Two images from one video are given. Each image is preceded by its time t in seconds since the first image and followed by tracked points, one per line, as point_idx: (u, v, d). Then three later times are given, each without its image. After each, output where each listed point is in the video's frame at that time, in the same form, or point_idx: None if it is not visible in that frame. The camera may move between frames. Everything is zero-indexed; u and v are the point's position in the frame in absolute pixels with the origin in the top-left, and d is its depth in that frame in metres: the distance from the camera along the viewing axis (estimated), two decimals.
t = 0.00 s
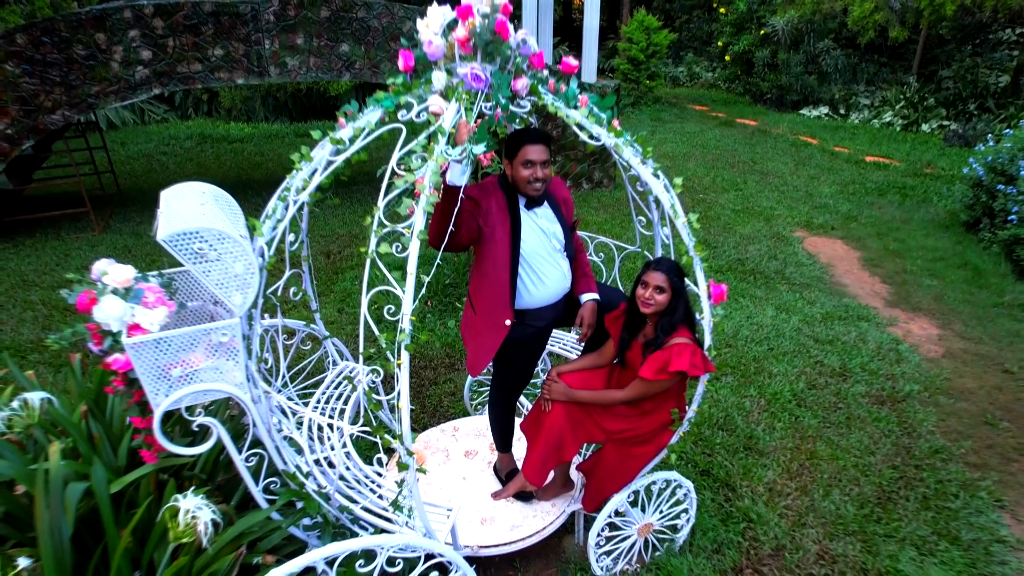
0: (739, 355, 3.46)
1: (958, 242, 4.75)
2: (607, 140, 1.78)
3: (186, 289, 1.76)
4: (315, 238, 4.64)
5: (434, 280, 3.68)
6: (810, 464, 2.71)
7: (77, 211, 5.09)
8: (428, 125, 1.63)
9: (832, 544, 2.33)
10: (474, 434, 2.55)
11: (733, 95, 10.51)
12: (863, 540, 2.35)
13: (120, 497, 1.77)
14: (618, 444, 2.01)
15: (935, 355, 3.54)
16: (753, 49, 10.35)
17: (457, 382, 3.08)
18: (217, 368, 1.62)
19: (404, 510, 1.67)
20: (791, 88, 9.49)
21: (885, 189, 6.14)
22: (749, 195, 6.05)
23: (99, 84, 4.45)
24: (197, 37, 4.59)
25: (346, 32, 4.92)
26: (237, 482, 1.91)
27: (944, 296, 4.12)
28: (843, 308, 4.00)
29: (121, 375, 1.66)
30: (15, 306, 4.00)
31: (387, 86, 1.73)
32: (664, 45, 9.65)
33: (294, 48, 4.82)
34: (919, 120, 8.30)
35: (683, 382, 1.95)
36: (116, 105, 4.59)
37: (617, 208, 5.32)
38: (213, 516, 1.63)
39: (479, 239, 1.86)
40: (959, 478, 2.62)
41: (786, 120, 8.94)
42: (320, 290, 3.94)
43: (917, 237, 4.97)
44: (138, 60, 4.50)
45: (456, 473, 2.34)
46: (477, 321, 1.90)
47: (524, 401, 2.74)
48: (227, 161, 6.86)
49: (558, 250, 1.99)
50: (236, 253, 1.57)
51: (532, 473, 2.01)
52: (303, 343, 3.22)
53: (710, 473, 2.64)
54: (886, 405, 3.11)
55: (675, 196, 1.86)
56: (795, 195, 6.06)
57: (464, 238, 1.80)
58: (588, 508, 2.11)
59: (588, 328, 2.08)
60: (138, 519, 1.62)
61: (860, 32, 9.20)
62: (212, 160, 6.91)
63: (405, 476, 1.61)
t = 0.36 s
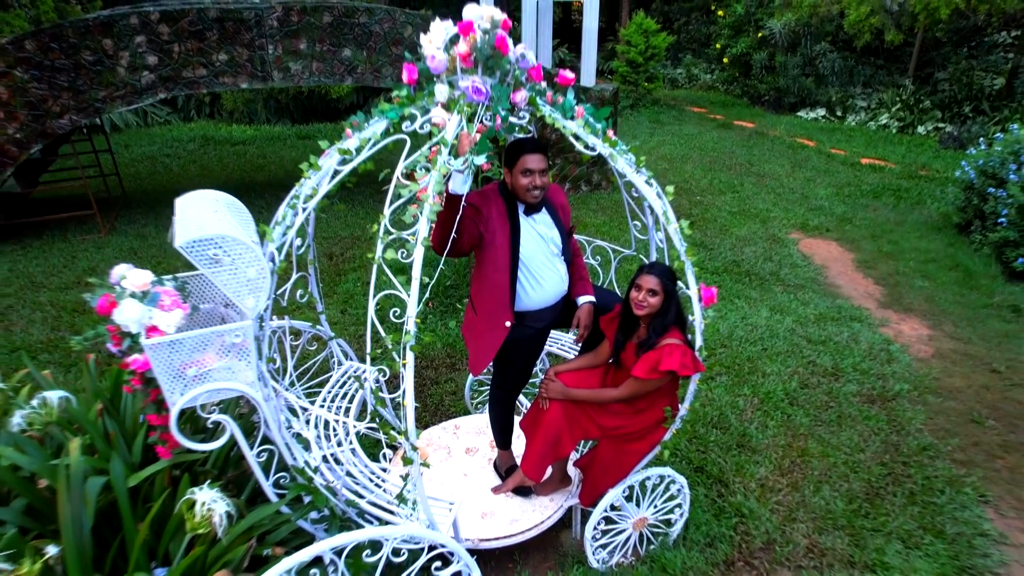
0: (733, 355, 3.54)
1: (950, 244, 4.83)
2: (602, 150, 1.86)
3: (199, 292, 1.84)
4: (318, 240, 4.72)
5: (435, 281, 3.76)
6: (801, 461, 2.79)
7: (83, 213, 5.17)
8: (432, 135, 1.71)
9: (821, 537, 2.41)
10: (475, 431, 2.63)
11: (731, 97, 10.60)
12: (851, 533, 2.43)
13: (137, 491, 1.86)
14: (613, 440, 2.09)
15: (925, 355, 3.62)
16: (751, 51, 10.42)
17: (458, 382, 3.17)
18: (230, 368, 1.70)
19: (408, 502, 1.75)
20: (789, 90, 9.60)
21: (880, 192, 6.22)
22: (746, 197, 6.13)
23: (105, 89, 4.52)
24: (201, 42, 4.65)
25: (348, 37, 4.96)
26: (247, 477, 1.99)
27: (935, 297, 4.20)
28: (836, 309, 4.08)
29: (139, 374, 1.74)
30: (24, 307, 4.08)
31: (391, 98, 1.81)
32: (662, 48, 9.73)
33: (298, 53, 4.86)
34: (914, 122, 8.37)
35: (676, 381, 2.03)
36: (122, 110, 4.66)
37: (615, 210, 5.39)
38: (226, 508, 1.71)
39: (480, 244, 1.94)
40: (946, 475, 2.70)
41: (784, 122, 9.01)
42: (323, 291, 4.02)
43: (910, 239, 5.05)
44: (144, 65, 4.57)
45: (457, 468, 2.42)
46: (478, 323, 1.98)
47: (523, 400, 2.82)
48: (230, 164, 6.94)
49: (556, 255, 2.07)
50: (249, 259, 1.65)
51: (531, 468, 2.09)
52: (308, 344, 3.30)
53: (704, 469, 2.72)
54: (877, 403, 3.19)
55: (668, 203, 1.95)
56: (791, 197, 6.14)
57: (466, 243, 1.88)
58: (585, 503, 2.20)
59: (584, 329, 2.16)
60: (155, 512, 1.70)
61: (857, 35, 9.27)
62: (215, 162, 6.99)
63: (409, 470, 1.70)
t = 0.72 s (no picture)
0: (727, 352, 3.64)
1: (941, 243, 4.92)
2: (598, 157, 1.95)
3: (215, 291, 1.94)
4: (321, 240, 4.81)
5: (436, 280, 3.86)
6: (790, 454, 2.89)
7: (90, 213, 5.27)
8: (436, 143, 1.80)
9: (808, 526, 2.51)
10: (476, 425, 2.73)
11: (729, 97, 10.69)
12: (837, 523, 2.53)
13: (156, 480, 1.96)
14: (608, 433, 2.18)
15: (914, 352, 3.72)
16: (749, 51, 10.50)
17: (459, 377, 3.26)
18: (245, 364, 1.79)
19: (413, 491, 1.85)
20: (786, 90, 9.68)
21: (875, 191, 6.32)
22: (742, 197, 6.22)
23: (113, 92, 4.61)
24: (206, 46, 4.73)
25: (351, 40, 5.04)
26: (259, 468, 2.09)
27: (926, 295, 4.30)
28: (828, 307, 4.18)
29: (158, 369, 1.83)
30: (35, 306, 4.18)
31: (397, 108, 1.91)
32: (661, 48, 9.81)
33: (301, 56, 4.95)
34: (910, 123, 8.45)
35: (668, 376, 2.12)
36: (129, 112, 4.75)
37: (613, 209, 5.49)
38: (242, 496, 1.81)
39: (480, 246, 2.04)
40: (929, 467, 2.81)
41: (781, 122, 9.10)
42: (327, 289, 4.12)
43: (902, 238, 5.14)
44: (150, 68, 4.66)
45: (459, 460, 2.52)
46: (479, 321, 2.07)
47: (522, 395, 2.92)
48: (233, 164, 7.03)
49: (554, 256, 2.17)
50: (263, 261, 1.75)
51: (530, 459, 2.19)
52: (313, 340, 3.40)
53: (697, 462, 2.82)
54: (865, 398, 3.29)
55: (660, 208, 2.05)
56: (787, 197, 6.24)
57: (467, 245, 1.98)
58: (581, 493, 2.29)
59: (581, 327, 2.26)
60: (174, 499, 1.81)
61: (853, 36, 9.35)
62: (218, 162, 7.08)
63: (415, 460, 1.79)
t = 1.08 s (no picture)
0: (720, 343, 3.75)
1: (932, 237, 5.02)
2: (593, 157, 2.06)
3: (230, 285, 2.04)
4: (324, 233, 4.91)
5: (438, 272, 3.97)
6: (779, 440, 3.01)
7: (97, 207, 5.36)
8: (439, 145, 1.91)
9: (795, 508, 2.64)
10: (477, 412, 2.85)
11: (728, 90, 10.75)
12: (822, 505, 2.66)
13: (176, 463, 2.09)
14: (604, 418, 2.30)
15: (902, 342, 3.84)
16: (748, 45, 10.55)
17: (460, 367, 3.37)
18: (259, 353, 1.90)
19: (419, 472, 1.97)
20: (784, 84, 9.75)
21: (869, 185, 6.41)
22: (738, 190, 6.31)
23: (120, 88, 4.69)
24: (211, 42, 4.80)
25: (353, 36, 5.11)
26: (272, 452, 2.21)
27: (915, 287, 4.40)
28: (820, 299, 4.29)
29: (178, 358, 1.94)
30: (46, 298, 4.29)
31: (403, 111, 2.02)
32: (659, 42, 9.87)
33: (304, 52, 5.02)
34: (906, 116, 8.52)
35: (660, 365, 2.24)
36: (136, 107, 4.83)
37: (610, 202, 5.58)
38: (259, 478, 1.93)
39: (482, 242, 2.14)
40: (912, 453, 2.93)
41: (778, 115, 9.17)
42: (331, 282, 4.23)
43: (894, 231, 5.25)
44: (156, 64, 4.73)
45: (462, 445, 2.63)
46: (480, 312, 2.18)
47: (522, 383, 3.03)
48: (236, 157, 7.12)
49: (552, 250, 2.28)
50: (278, 257, 1.87)
51: (529, 444, 2.30)
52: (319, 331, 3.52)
53: (689, 447, 2.94)
54: (853, 387, 3.41)
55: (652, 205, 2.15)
56: (782, 190, 6.33)
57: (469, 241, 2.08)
58: (578, 476, 2.41)
59: (577, 318, 2.37)
60: (194, 481, 1.93)
61: (850, 30, 9.41)
62: (221, 156, 7.16)
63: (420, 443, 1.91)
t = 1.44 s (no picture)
0: (712, 332, 3.90)
1: (921, 228, 5.15)
2: (587, 159, 2.20)
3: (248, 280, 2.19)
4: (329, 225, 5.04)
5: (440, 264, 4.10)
6: (766, 425, 3.17)
7: (107, 200, 5.49)
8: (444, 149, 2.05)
9: (778, 489, 2.80)
10: (479, 398, 3.00)
11: (726, 81, 10.83)
12: (804, 486, 2.82)
13: (198, 446, 2.24)
14: (598, 404, 2.45)
15: (888, 332, 3.98)
16: (745, 36, 10.61)
17: (462, 356, 3.52)
18: (277, 344, 2.04)
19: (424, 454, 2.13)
20: (781, 74, 9.83)
21: (862, 177, 6.53)
22: (733, 182, 6.44)
23: (128, 83, 4.79)
24: (217, 38, 4.90)
25: (356, 32, 5.21)
26: (286, 436, 2.37)
27: (902, 278, 4.54)
28: (810, 290, 4.43)
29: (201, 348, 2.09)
30: (61, 289, 4.43)
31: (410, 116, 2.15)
32: (658, 33, 9.94)
33: (308, 48, 5.12)
34: (901, 107, 8.61)
35: (651, 354, 2.38)
36: (144, 102, 4.93)
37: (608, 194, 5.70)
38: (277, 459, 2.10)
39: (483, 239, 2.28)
40: (891, 438, 3.09)
41: (775, 106, 9.26)
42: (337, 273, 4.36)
43: (884, 223, 5.38)
44: (164, 60, 4.83)
45: (465, 430, 2.78)
46: (482, 306, 2.33)
47: (521, 371, 3.18)
48: (240, 149, 7.22)
49: (549, 247, 2.41)
50: (295, 254, 2.00)
51: (527, 428, 2.45)
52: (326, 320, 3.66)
53: (680, 432, 3.10)
54: (839, 374, 3.56)
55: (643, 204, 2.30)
56: (777, 182, 6.45)
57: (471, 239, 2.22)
58: (574, 458, 2.57)
59: (573, 311, 2.51)
60: (217, 462, 2.08)
61: (847, 22, 9.48)
62: (225, 148, 7.27)
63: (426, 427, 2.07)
